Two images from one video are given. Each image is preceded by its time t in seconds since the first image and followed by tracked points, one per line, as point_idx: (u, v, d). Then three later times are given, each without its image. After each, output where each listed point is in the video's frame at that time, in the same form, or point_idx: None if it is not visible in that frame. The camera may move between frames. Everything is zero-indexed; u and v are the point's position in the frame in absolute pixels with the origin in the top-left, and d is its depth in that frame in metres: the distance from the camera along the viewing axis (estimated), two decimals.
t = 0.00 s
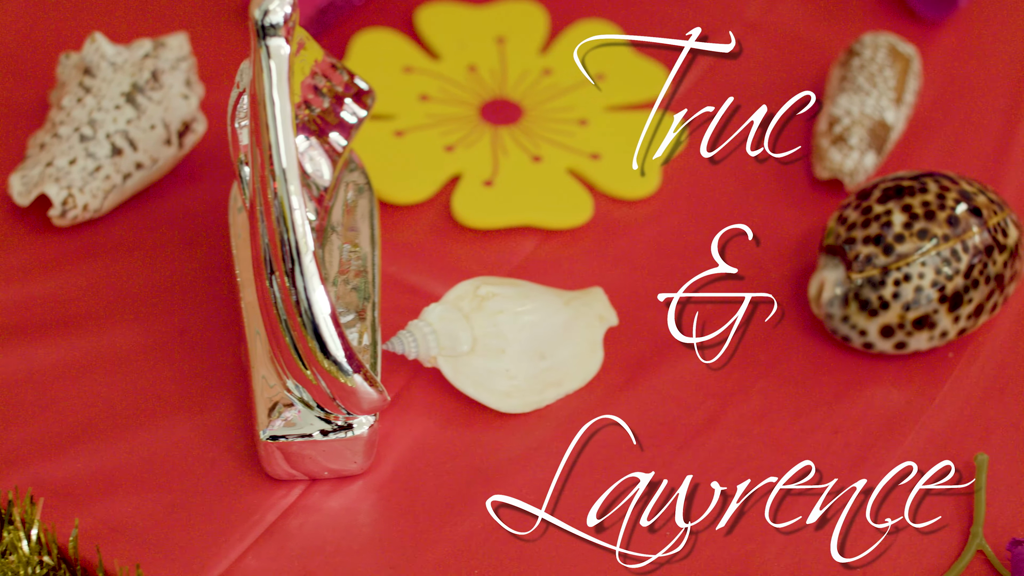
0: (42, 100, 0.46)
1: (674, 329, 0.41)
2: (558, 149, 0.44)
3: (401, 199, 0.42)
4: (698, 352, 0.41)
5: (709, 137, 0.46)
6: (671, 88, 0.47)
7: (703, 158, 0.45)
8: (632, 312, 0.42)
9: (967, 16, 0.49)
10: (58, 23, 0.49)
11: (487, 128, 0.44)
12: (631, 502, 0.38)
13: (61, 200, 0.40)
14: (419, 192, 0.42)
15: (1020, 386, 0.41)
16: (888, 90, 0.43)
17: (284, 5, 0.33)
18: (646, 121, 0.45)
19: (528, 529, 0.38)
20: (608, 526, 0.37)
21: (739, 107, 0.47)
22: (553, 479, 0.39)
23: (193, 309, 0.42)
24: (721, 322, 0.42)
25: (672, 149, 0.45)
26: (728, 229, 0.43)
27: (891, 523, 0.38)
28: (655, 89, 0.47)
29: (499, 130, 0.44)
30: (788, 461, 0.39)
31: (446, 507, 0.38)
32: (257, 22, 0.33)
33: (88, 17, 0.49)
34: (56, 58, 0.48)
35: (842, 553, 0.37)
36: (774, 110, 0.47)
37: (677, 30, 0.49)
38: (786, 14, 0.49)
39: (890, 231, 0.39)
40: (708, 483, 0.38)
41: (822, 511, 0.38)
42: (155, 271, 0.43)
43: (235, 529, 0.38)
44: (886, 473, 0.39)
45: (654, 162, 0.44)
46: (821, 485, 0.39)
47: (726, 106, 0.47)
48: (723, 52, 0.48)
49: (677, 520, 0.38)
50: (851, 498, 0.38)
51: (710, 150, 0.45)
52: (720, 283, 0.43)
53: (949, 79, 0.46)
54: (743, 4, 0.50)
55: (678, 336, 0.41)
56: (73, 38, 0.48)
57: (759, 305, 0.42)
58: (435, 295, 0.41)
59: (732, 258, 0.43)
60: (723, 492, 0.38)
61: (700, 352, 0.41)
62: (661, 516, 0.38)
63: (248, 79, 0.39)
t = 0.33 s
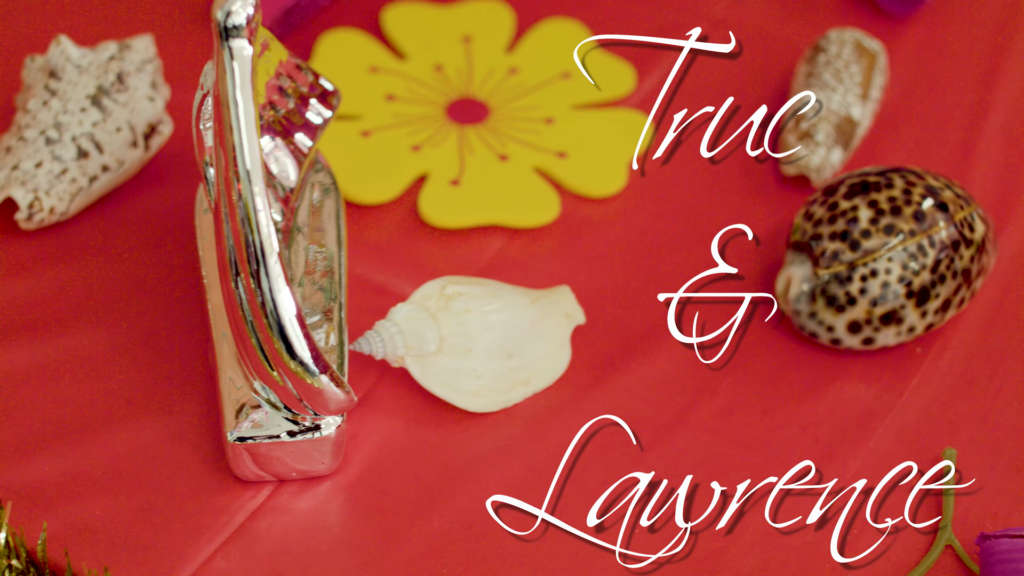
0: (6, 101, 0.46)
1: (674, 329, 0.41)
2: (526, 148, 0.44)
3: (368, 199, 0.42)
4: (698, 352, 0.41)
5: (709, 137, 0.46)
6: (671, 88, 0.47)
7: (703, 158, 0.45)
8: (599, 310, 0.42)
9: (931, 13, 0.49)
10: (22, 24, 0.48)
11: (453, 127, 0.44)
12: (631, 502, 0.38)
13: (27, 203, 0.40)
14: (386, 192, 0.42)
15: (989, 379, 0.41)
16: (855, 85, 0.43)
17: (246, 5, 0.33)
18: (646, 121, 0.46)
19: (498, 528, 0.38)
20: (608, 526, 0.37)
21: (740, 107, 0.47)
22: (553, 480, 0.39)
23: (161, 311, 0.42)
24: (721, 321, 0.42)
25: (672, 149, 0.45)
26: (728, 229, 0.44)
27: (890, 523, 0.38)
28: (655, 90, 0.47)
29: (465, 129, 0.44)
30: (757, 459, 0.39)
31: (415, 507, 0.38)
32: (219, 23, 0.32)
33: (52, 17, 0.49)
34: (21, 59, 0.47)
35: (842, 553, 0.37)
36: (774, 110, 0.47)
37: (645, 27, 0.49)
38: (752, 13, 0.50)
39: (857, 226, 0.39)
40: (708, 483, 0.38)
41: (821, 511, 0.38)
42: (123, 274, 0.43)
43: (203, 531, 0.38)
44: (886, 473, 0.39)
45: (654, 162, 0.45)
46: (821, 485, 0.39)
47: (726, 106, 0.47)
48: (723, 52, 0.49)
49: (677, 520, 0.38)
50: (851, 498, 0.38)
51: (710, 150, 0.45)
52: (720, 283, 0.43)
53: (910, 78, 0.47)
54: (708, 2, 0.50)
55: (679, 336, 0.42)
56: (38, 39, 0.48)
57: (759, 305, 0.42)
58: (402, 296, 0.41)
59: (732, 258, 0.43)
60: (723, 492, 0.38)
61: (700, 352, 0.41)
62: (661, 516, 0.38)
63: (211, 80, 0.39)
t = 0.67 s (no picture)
0: None
1: (674, 329, 0.42)
2: (499, 147, 0.44)
3: (339, 199, 0.42)
4: (698, 352, 0.41)
5: (709, 138, 0.46)
6: (671, 88, 0.48)
7: (703, 158, 0.46)
8: (573, 308, 0.42)
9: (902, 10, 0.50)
10: None
11: (425, 127, 0.44)
12: (631, 502, 0.38)
13: None
14: (358, 193, 0.42)
15: (964, 374, 0.41)
16: (827, 82, 0.43)
17: (216, 6, 0.32)
18: (646, 121, 0.47)
19: (472, 527, 0.38)
20: (608, 526, 0.37)
21: (740, 107, 0.47)
22: (553, 480, 0.38)
23: (135, 313, 0.42)
24: (721, 322, 0.42)
25: (672, 149, 0.46)
26: (729, 229, 0.44)
27: (891, 523, 0.38)
28: (656, 90, 0.48)
29: (438, 129, 0.44)
30: (730, 456, 0.39)
31: (389, 507, 0.38)
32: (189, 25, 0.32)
33: (26, 18, 0.48)
34: None
35: (841, 553, 0.37)
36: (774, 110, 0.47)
37: (618, 25, 0.49)
38: (725, 11, 0.50)
39: (829, 223, 0.39)
40: (708, 483, 0.38)
41: (822, 511, 0.38)
42: (98, 276, 0.43)
43: (176, 533, 0.38)
44: (886, 473, 0.39)
45: (654, 162, 0.45)
46: (821, 485, 0.39)
47: (726, 106, 0.47)
48: (723, 51, 0.49)
49: (677, 520, 0.38)
50: (851, 498, 0.38)
51: (710, 150, 0.46)
52: (720, 283, 0.43)
53: (879, 77, 0.48)
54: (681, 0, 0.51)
55: (679, 336, 0.42)
56: (12, 41, 0.48)
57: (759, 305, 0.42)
58: (374, 295, 0.41)
59: (732, 258, 0.43)
60: (723, 492, 0.38)
61: (699, 352, 0.41)
62: (661, 516, 0.38)
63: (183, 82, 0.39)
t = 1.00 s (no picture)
0: None
1: (674, 329, 0.42)
2: (469, 146, 0.44)
3: (308, 200, 0.43)
4: (698, 352, 0.41)
5: (709, 137, 0.46)
6: (671, 88, 0.48)
7: (703, 158, 0.46)
8: (543, 307, 0.42)
9: (871, 8, 0.51)
10: None
11: (395, 127, 0.44)
12: (631, 502, 0.38)
13: None
14: (328, 194, 0.42)
15: (934, 368, 0.41)
16: (796, 79, 0.43)
17: (182, 7, 0.31)
18: (646, 121, 0.47)
19: (442, 527, 0.37)
20: (608, 526, 0.37)
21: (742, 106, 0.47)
22: (553, 480, 0.38)
23: (107, 315, 0.42)
24: (721, 322, 0.42)
25: (672, 149, 0.46)
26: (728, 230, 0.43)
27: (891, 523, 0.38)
28: (656, 91, 0.48)
29: (407, 128, 0.45)
30: (703, 454, 0.39)
31: (360, 507, 0.38)
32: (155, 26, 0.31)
33: None
34: None
35: (842, 553, 0.37)
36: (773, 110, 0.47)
37: (589, 24, 0.50)
38: (693, 10, 0.51)
39: (799, 220, 0.39)
40: (708, 483, 0.38)
41: (822, 511, 0.38)
42: (70, 278, 0.43)
43: (148, 535, 0.38)
44: (886, 472, 0.39)
45: (654, 162, 0.46)
46: (821, 485, 0.39)
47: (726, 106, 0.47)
48: (723, 52, 0.49)
49: (677, 520, 0.37)
50: (851, 498, 0.38)
51: (710, 150, 0.46)
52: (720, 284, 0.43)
53: (844, 77, 0.48)
54: None
55: (679, 336, 0.42)
56: None
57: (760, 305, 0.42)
58: (344, 296, 0.41)
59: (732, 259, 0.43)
60: (723, 492, 0.38)
61: (700, 352, 0.41)
62: (661, 516, 0.38)
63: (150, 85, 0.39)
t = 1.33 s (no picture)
0: None
1: (674, 329, 0.42)
2: (438, 145, 0.44)
3: (276, 201, 0.43)
4: (698, 352, 0.41)
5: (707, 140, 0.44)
6: (671, 88, 0.48)
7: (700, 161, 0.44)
8: (513, 306, 0.42)
9: (840, 4, 0.51)
10: None
11: (364, 127, 0.45)
12: (631, 502, 0.38)
13: None
14: (297, 194, 0.43)
15: (903, 363, 0.41)
16: (764, 76, 0.43)
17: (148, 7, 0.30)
18: (646, 121, 0.47)
19: (414, 527, 0.37)
20: (608, 526, 0.37)
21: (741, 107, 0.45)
22: (553, 479, 0.38)
23: (77, 318, 0.42)
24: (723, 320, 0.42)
25: (672, 149, 0.46)
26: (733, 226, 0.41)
27: (890, 523, 0.38)
28: (648, 91, 0.48)
29: (376, 128, 0.45)
30: (674, 452, 0.39)
31: (331, 508, 0.38)
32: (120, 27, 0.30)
33: None
34: None
35: (842, 553, 0.37)
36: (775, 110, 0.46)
37: (558, 23, 0.50)
38: (663, 7, 0.51)
39: (767, 217, 0.39)
40: (708, 483, 0.38)
41: (821, 511, 0.38)
42: (40, 281, 0.43)
43: (118, 538, 0.38)
44: (886, 473, 0.39)
45: (654, 162, 0.46)
46: (820, 485, 0.39)
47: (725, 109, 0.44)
48: (723, 52, 0.45)
49: (677, 520, 0.37)
50: (851, 498, 0.38)
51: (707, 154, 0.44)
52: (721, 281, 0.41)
53: (813, 75, 0.48)
54: None
55: (681, 336, 0.42)
56: None
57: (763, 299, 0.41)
58: (312, 296, 0.41)
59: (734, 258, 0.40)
60: (723, 492, 0.38)
61: (700, 352, 0.41)
62: (661, 516, 0.38)
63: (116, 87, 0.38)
